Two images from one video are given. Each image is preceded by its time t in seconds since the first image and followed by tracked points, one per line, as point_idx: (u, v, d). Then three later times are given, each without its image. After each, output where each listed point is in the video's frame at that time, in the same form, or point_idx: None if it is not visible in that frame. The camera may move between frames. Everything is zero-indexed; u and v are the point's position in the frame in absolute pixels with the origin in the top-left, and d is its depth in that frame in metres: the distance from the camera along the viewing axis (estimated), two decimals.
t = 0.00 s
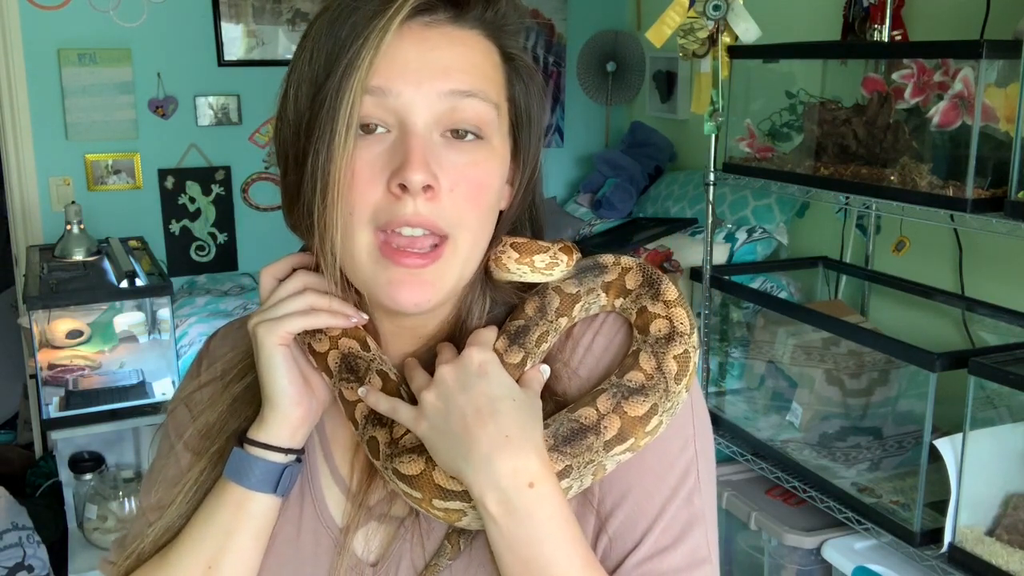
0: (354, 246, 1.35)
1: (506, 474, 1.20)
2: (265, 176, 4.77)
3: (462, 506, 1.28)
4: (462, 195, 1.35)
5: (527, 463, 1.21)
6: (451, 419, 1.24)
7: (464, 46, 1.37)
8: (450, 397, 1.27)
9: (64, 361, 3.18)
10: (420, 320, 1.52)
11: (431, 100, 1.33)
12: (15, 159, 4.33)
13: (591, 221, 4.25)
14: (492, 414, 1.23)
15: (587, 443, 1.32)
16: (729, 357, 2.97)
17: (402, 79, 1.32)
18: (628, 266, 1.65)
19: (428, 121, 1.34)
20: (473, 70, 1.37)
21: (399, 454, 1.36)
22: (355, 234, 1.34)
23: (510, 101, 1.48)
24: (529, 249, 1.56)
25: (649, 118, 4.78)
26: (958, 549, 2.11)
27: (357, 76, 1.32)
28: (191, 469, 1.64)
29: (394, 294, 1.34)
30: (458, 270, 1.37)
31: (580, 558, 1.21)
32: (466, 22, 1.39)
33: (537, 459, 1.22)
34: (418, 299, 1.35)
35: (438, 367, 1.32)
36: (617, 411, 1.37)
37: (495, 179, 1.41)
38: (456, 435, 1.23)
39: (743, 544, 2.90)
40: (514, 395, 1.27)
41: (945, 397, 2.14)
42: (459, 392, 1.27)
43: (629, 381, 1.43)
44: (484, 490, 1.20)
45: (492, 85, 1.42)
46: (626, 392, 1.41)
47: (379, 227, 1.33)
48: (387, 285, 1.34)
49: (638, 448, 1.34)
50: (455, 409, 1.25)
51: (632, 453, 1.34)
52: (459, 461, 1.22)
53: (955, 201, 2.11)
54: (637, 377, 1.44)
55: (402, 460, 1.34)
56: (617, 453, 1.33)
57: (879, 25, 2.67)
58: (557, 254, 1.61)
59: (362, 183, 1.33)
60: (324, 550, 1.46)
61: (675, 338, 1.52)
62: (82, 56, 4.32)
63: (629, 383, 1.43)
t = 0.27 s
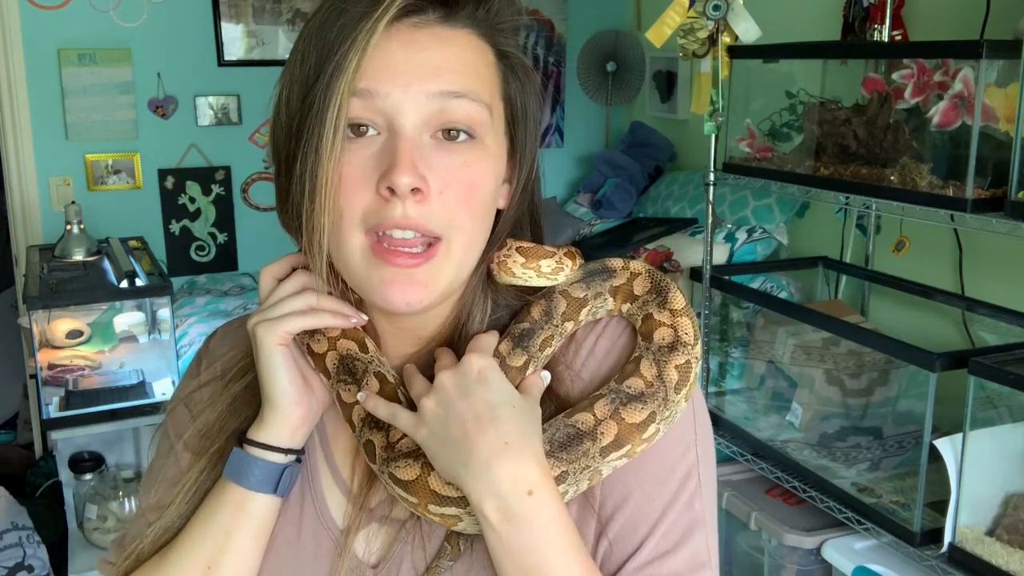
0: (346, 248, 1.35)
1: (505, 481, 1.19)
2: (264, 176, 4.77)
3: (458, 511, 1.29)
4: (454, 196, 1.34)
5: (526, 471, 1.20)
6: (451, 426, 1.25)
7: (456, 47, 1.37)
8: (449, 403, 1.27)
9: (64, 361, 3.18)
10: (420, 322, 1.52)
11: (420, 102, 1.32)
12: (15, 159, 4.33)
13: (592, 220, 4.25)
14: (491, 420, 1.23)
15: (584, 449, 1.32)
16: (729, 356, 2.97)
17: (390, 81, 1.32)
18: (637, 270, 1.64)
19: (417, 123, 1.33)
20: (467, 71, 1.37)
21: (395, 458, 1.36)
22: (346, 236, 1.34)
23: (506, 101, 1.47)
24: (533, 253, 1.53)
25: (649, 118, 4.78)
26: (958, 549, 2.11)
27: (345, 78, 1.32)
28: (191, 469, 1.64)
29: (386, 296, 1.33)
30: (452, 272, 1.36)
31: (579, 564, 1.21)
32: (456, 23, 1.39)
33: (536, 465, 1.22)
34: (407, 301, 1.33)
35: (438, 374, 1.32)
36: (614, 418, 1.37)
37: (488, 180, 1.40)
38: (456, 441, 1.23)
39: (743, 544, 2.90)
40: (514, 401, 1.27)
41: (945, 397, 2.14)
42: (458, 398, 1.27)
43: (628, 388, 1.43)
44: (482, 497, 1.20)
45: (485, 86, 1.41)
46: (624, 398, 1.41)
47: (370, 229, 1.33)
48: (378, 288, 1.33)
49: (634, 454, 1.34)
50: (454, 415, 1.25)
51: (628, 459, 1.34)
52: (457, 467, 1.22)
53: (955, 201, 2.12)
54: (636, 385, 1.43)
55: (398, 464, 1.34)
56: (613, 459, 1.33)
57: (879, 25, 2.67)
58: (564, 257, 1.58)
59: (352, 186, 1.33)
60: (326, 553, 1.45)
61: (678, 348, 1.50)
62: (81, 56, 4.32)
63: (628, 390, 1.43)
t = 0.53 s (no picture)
0: (343, 253, 1.36)
1: (503, 485, 1.20)
2: (264, 176, 4.77)
3: (455, 514, 1.29)
4: (450, 201, 1.33)
5: (524, 475, 1.21)
6: (448, 430, 1.24)
7: (453, 49, 1.37)
8: (447, 406, 1.26)
9: (64, 361, 3.18)
10: (419, 322, 1.52)
11: (414, 107, 1.32)
12: (15, 159, 4.33)
13: (591, 220, 4.25)
14: (489, 424, 1.23)
15: (579, 451, 1.31)
16: (729, 356, 2.97)
17: (385, 86, 1.31)
18: (645, 274, 1.60)
19: (412, 128, 1.33)
20: (463, 74, 1.37)
21: (391, 461, 1.36)
22: (344, 242, 1.35)
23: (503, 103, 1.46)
24: (537, 257, 1.53)
25: (649, 118, 4.78)
26: (958, 549, 2.11)
27: (339, 83, 1.32)
28: (190, 469, 1.64)
29: (383, 298, 1.34)
30: (450, 273, 1.36)
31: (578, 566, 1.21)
32: (451, 25, 1.39)
33: (534, 470, 1.22)
34: (408, 301, 1.33)
35: (436, 378, 1.31)
36: (611, 420, 1.36)
37: (484, 183, 1.39)
38: (454, 445, 1.23)
39: (743, 544, 2.90)
40: (513, 405, 1.27)
41: (945, 397, 2.14)
42: (456, 401, 1.26)
43: (626, 391, 1.41)
44: (480, 501, 1.20)
45: (482, 88, 1.40)
46: (622, 401, 1.40)
47: (366, 236, 1.32)
48: (376, 292, 1.34)
49: (630, 456, 1.34)
50: (452, 418, 1.25)
51: (623, 462, 1.34)
52: (455, 471, 1.22)
53: (955, 201, 2.12)
54: (634, 388, 1.41)
55: (394, 467, 1.35)
56: (609, 461, 1.32)
57: (879, 25, 2.67)
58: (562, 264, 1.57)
59: (349, 194, 1.33)
60: (327, 553, 1.45)
61: (680, 354, 1.46)
62: (81, 56, 4.32)
63: (627, 394, 1.41)
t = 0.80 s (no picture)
0: (340, 254, 1.36)
1: (504, 489, 1.20)
2: (264, 176, 4.77)
3: (450, 514, 1.30)
4: (445, 202, 1.33)
5: (525, 479, 1.21)
6: (449, 433, 1.24)
7: (451, 50, 1.36)
8: (447, 409, 1.26)
9: (64, 361, 3.18)
10: (417, 323, 1.52)
11: (409, 110, 1.32)
12: (15, 159, 4.33)
13: (591, 220, 4.25)
14: (489, 427, 1.23)
15: (572, 451, 1.31)
16: (729, 356, 2.97)
17: (379, 87, 1.31)
18: (649, 278, 1.62)
19: (407, 130, 1.33)
20: (461, 75, 1.36)
21: (386, 461, 1.36)
22: (340, 242, 1.35)
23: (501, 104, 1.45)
24: (546, 265, 1.56)
25: (649, 118, 4.78)
26: (958, 549, 2.12)
27: (334, 84, 1.32)
28: (190, 468, 1.64)
29: (379, 298, 1.34)
30: (445, 273, 1.36)
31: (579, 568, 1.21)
32: (449, 26, 1.38)
33: (537, 475, 1.22)
34: (402, 301, 1.34)
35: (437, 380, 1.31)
36: (604, 421, 1.35)
37: (481, 185, 1.39)
38: (454, 449, 1.23)
39: (743, 544, 2.90)
40: (514, 408, 1.26)
41: (945, 397, 2.14)
42: (456, 404, 1.26)
43: (621, 392, 1.41)
44: (481, 505, 1.20)
45: (478, 90, 1.39)
46: (616, 402, 1.39)
47: (362, 236, 1.33)
48: (372, 292, 1.34)
49: (622, 458, 1.33)
50: (452, 421, 1.24)
51: (615, 462, 1.33)
52: (456, 475, 1.22)
53: (955, 201, 2.12)
54: (630, 390, 1.41)
55: (389, 468, 1.35)
56: (602, 462, 1.32)
57: (879, 25, 2.67)
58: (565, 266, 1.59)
59: (343, 195, 1.34)
60: (327, 553, 1.45)
61: (678, 359, 1.47)
62: (82, 56, 4.32)
63: (622, 394, 1.40)
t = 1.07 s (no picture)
0: (338, 251, 1.37)
1: (508, 492, 1.19)
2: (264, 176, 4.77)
3: (448, 514, 1.30)
4: (442, 199, 1.33)
5: (529, 481, 1.20)
6: (453, 434, 1.24)
7: (450, 49, 1.36)
8: (452, 411, 1.26)
9: (64, 361, 3.18)
10: (417, 323, 1.50)
11: (405, 107, 1.32)
12: (15, 159, 4.33)
13: (591, 220, 4.25)
14: (494, 429, 1.22)
15: (571, 451, 1.33)
16: (729, 356, 2.97)
17: (379, 86, 1.31)
18: (655, 281, 1.66)
19: (405, 128, 1.33)
20: (460, 75, 1.36)
21: (385, 461, 1.36)
22: (338, 239, 1.35)
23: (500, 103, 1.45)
24: (552, 273, 1.59)
25: (649, 118, 4.78)
26: (958, 549, 2.12)
27: (333, 81, 1.32)
28: (191, 468, 1.64)
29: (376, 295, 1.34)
30: (442, 269, 1.35)
31: (581, 568, 1.21)
32: (448, 26, 1.37)
33: (541, 477, 1.21)
34: (401, 292, 1.33)
35: (441, 383, 1.30)
36: (603, 422, 1.38)
37: (478, 184, 1.38)
38: (457, 451, 1.23)
39: (743, 544, 2.90)
40: (518, 409, 1.25)
41: (945, 397, 2.14)
42: (462, 406, 1.26)
43: (620, 394, 1.43)
44: (486, 507, 1.20)
45: (476, 88, 1.39)
46: (615, 403, 1.42)
47: (359, 233, 1.33)
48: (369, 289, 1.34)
49: (621, 459, 1.34)
50: (457, 424, 1.24)
51: (614, 463, 1.34)
52: (460, 477, 1.22)
53: (955, 201, 2.12)
54: (629, 391, 1.44)
55: (388, 467, 1.35)
56: (600, 462, 1.33)
57: (879, 25, 2.67)
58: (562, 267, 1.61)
59: (341, 192, 1.34)
60: (327, 552, 1.44)
61: (679, 361, 1.50)
62: (81, 55, 4.32)
63: (621, 396, 1.43)
